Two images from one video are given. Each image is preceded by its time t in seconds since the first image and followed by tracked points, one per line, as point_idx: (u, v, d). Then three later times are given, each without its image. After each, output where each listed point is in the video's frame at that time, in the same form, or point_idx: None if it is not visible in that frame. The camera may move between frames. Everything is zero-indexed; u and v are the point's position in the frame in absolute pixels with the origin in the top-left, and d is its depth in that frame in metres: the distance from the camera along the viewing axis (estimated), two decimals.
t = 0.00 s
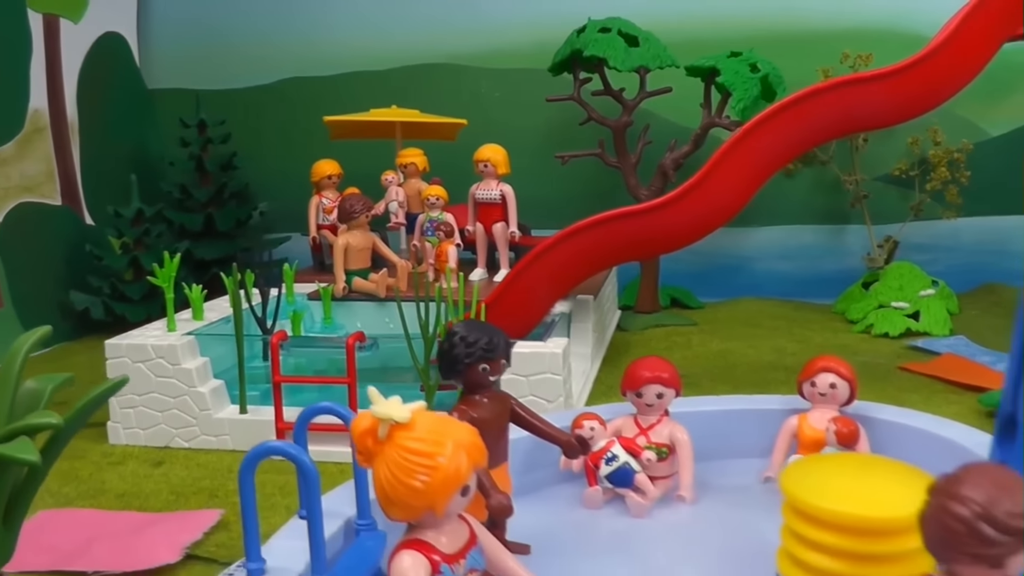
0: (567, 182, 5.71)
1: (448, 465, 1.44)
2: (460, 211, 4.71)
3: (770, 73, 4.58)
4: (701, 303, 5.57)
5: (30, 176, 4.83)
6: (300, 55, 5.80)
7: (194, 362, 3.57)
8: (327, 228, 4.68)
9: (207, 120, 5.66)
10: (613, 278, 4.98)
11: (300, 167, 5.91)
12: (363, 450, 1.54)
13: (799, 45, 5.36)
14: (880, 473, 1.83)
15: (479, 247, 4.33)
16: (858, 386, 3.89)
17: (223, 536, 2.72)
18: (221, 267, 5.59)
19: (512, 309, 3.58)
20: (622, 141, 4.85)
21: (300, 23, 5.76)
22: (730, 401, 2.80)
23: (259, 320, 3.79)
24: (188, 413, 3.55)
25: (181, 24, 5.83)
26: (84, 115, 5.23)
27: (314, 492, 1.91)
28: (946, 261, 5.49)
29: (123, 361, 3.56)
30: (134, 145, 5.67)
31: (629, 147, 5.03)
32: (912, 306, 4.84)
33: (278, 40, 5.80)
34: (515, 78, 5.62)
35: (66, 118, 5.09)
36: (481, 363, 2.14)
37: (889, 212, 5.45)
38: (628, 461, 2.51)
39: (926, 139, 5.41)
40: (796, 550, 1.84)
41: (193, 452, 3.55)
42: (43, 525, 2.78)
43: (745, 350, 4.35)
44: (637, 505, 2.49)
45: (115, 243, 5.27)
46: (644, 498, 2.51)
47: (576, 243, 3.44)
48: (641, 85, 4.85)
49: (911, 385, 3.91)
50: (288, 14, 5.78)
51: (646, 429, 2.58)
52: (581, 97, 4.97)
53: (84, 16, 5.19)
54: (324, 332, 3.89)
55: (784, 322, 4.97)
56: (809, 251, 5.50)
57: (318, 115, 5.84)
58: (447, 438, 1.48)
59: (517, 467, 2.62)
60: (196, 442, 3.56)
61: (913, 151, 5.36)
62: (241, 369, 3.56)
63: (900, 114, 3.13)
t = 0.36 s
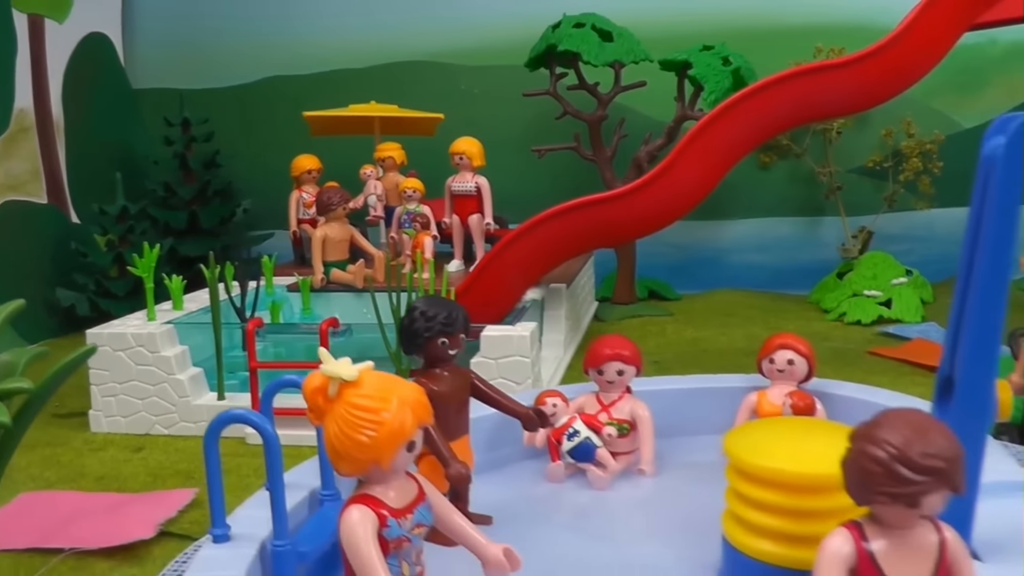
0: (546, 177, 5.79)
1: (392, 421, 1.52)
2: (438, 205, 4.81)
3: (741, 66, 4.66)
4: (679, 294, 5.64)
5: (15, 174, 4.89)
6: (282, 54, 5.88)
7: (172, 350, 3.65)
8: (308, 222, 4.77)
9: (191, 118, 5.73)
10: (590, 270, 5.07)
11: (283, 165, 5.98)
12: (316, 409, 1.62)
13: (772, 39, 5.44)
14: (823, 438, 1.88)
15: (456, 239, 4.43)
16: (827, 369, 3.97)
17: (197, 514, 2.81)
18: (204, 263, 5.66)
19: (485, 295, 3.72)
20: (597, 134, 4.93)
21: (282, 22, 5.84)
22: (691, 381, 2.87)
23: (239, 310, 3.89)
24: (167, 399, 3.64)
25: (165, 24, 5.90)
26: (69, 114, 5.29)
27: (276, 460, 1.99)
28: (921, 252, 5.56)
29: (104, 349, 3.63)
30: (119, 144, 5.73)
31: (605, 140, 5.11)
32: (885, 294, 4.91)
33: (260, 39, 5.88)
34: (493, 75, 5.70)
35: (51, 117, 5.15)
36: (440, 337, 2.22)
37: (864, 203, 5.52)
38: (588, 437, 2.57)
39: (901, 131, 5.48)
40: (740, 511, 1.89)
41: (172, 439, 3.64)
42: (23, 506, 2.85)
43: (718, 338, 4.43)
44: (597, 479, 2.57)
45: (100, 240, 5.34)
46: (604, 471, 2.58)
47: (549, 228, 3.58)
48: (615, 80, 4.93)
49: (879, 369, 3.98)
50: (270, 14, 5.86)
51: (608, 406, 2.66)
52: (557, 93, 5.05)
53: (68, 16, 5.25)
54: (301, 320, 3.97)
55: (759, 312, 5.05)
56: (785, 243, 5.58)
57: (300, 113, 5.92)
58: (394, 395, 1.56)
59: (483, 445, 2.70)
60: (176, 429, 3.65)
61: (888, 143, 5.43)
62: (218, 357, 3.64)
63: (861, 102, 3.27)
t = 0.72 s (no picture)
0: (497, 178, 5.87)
1: (305, 396, 1.60)
2: (388, 206, 4.89)
3: (685, 67, 4.75)
4: (629, 292, 5.73)
5: None
6: (236, 58, 5.93)
7: (122, 348, 3.70)
8: (260, 223, 4.83)
9: (146, 122, 5.78)
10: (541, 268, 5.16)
11: (238, 169, 6.04)
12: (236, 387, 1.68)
13: (718, 40, 5.53)
14: (729, 413, 1.96)
15: (405, 238, 4.49)
16: (768, 360, 4.06)
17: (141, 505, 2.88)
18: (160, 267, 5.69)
19: (429, 293, 3.76)
20: (546, 135, 5.02)
21: (235, 26, 5.90)
22: (622, 368, 2.97)
23: (188, 309, 3.95)
24: (117, 398, 3.68)
25: (120, 30, 5.96)
26: (25, 120, 5.32)
27: (206, 444, 2.06)
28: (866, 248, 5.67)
29: (54, 349, 3.67)
30: (75, 149, 5.76)
31: (554, 140, 5.20)
32: (829, 288, 5.00)
33: (214, 43, 5.93)
34: (445, 77, 5.78)
35: (7, 123, 5.18)
36: (370, 325, 2.28)
37: (809, 201, 5.61)
38: (520, 424, 2.66)
39: (845, 131, 5.59)
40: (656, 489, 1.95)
41: (122, 436, 3.69)
42: None
43: (664, 332, 4.52)
44: (528, 464, 2.66)
45: (55, 244, 5.36)
46: (536, 457, 2.67)
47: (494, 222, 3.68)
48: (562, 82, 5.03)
49: (817, 360, 4.07)
50: (223, 18, 5.91)
51: (540, 393, 2.74)
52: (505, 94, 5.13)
53: (23, 21, 5.29)
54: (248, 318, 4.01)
55: (707, 308, 5.14)
56: (734, 240, 5.68)
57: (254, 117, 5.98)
58: (307, 372, 1.63)
59: (420, 434, 2.79)
60: (125, 426, 3.71)
61: (833, 142, 5.53)
62: (167, 355, 3.69)
63: (792, 99, 3.34)
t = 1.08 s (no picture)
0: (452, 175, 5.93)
1: (230, 372, 1.67)
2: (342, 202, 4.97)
3: (633, 63, 4.83)
4: (584, 287, 5.79)
5: None
6: (191, 57, 5.97)
7: (74, 342, 3.74)
8: (214, 220, 4.89)
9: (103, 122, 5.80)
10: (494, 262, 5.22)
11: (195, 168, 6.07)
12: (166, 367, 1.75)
13: (668, 36, 5.61)
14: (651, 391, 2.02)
15: (358, 233, 4.60)
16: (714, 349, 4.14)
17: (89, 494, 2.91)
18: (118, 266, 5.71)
19: (380, 283, 3.89)
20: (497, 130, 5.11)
21: (192, 25, 5.93)
22: (564, 355, 3.05)
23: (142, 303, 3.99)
24: (70, 391, 3.72)
25: (75, 30, 5.98)
26: None
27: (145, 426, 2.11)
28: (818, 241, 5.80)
29: (7, 344, 3.70)
30: (32, 149, 5.78)
31: (506, 136, 5.29)
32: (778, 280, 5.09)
33: (170, 41, 5.96)
34: (399, 75, 5.83)
35: None
36: (306, 311, 2.38)
37: (760, 195, 5.69)
38: (460, 409, 2.72)
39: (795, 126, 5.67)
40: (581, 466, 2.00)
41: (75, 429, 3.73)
42: None
43: (615, 324, 4.61)
44: (467, 448, 2.72)
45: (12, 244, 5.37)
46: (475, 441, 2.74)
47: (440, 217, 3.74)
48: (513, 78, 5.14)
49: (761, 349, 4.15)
50: (179, 17, 5.95)
51: (481, 379, 2.79)
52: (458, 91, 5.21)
53: None
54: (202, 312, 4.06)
55: (658, 301, 5.21)
56: (686, 235, 5.75)
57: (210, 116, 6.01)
58: (233, 349, 1.71)
59: (362, 421, 2.87)
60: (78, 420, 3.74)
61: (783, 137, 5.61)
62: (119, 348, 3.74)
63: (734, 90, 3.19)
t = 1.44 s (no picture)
0: (423, 167, 5.99)
1: (180, 344, 1.73)
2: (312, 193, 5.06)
3: (601, 56, 4.89)
4: (555, 278, 5.85)
5: None
6: (165, 50, 6.01)
7: (45, 330, 3.77)
8: (186, 211, 4.94)
9: (77, 115, 5.83)
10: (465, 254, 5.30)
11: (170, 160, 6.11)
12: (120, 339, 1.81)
13: (635, 30, 5.66)
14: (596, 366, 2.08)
15: (327, 223, 4.68)
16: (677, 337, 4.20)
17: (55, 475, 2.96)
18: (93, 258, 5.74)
19: (346, 271, 3.91)
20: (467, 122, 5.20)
21: (164, 19, 5.97)
22: (524, 339, 3.11)
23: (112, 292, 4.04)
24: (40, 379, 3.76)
25: (48, 23, 6.00)
26: None
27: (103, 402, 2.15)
28: (788, 232, 5.90)
29: None
30: (9, 142, 5.81)
31: (475, 128, 5.36)
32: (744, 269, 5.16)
33: (143, 35, 6.00)
34: (371, 67, 5.92)
35: None
36: (264, 291, 2.48)
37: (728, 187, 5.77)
38: (418, 390, 2.79)
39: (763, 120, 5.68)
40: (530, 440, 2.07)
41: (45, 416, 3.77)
42: None
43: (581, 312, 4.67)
44: (425, 429, 2.79)
45: None
46: (433, 422, 2.81)
47: (406, 206, 3.82)
48: (483, 71, 5.23)
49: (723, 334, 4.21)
50: (151, 11, 5.98)
51: (440, 361, 2.87)
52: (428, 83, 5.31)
53: None
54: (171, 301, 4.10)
55: (627, 291, 5.28)
56: (656, 226, 5.82)
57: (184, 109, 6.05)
58: (183, 322, 1.77)
59: (323, 403, 2.97)
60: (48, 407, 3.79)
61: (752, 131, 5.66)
62: (89, 335, 3.78)
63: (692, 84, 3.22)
